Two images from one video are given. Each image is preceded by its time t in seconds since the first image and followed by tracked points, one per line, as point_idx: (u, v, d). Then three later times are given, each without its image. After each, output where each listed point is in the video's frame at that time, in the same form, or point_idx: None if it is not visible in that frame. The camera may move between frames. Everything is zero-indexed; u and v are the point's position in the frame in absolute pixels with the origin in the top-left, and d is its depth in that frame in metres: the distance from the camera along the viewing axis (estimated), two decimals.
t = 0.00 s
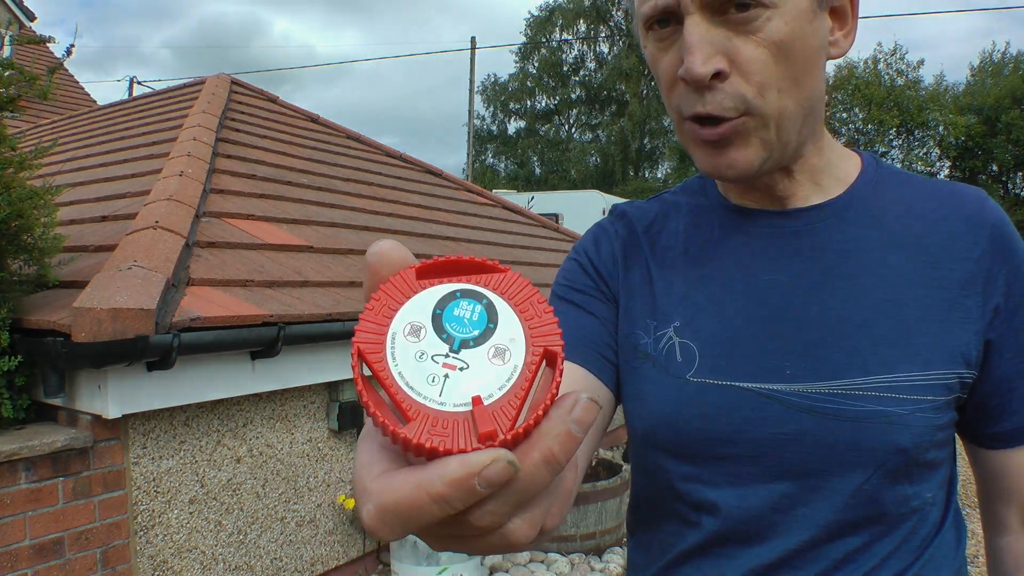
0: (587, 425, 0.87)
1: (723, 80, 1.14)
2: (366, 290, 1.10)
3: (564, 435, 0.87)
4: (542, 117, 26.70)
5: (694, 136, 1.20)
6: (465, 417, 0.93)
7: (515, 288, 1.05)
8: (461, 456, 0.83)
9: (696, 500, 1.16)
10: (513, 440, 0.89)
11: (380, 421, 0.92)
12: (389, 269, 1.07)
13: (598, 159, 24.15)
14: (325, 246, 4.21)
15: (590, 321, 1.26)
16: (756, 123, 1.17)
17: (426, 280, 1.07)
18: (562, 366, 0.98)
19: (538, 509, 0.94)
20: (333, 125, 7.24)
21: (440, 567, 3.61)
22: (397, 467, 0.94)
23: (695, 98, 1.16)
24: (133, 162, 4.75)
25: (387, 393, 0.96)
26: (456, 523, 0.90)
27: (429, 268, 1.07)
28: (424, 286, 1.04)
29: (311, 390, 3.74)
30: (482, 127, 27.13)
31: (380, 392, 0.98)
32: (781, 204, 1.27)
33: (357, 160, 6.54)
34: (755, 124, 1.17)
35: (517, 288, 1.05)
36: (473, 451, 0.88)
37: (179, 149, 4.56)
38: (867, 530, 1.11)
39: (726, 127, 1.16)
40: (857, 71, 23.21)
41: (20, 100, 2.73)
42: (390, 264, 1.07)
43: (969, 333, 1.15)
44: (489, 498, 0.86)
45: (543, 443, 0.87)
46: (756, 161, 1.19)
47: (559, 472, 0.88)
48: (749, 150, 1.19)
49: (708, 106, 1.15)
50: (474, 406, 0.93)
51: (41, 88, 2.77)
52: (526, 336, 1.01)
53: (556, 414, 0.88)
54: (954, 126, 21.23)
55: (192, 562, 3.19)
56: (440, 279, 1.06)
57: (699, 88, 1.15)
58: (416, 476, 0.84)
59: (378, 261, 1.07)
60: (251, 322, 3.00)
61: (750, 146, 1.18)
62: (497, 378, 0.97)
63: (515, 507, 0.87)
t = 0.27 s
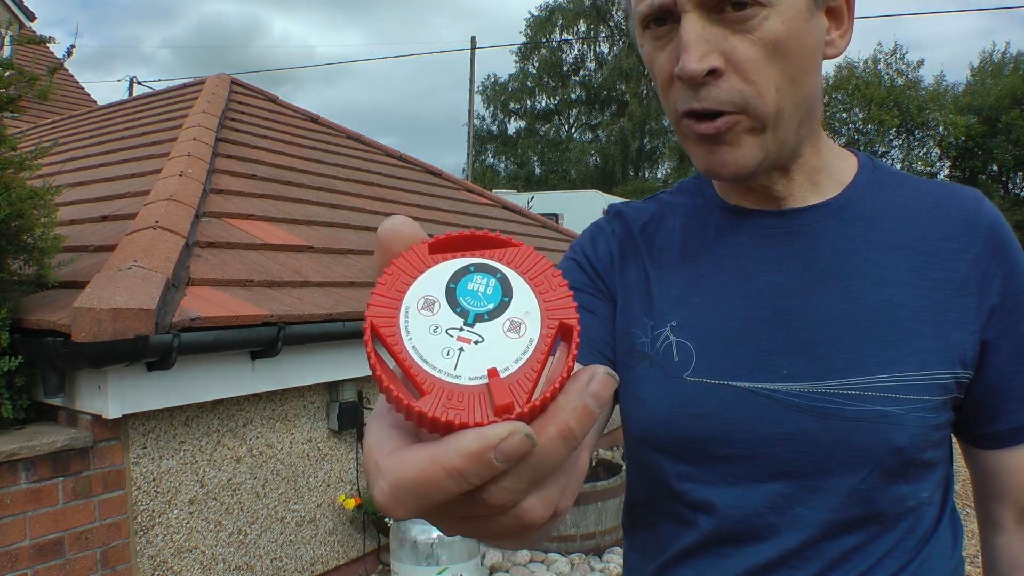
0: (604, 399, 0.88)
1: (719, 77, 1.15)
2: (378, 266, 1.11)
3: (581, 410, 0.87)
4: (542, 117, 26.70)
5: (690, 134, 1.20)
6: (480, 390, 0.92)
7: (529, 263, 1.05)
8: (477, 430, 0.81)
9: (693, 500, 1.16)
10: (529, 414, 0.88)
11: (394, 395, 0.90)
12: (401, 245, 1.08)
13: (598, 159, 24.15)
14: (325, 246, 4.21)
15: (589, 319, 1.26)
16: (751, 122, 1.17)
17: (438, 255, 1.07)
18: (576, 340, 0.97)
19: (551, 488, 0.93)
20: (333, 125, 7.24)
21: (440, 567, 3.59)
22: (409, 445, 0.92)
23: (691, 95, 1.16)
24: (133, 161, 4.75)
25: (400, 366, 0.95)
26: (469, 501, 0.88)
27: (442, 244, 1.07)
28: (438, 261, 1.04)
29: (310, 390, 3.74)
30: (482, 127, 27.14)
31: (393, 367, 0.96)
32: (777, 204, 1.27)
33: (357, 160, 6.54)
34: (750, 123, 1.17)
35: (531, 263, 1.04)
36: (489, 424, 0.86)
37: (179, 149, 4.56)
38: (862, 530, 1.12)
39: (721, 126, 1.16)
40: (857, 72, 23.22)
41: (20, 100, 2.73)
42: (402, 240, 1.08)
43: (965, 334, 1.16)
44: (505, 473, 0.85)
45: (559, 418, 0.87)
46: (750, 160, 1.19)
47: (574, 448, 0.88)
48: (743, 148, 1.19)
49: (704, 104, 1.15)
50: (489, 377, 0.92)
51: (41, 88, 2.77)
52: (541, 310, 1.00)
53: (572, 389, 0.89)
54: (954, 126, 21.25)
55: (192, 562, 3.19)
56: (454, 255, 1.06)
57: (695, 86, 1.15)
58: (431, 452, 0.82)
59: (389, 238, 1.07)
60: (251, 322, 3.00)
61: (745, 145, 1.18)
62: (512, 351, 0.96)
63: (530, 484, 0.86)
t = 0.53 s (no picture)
0: (604, 390, 0.87)
1: (720, 76, 1.14)
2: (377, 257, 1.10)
3: (581, 401, 0.86)
4: (542, 117, 26.70)
5: (690, 133, 1.20)
6: (480, 380, 0.92)
7: (528, 255, 1.05)
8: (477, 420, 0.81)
9: (691, 500, 1.16)
10: (530, 404, 0.87)
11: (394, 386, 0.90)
12: (400, 237, 1.08)
13: (598, 159, 24.16)
14: (325, 246, 4.21)
15: (588, 319, 1.26)
16: (750, 122, 1.17)
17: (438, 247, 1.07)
18: (576, 331, 0.97)
19: (552, 480, 0.92)
20: (333, 125, 7.24)
21: (440, 567, 3.59)
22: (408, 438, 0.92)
23: (691, 94, 1.16)
24: (134, 161, 4.75)
25: (400, 358, 0.95)
26: (470, 494, 0.88)
27: (443, 236, 1.06)
28: (437, 252, 1.03)
29: (311, 390, 3.75)
30: (482, 127, 27.14)
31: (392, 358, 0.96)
32: (775, 203, 1.27)
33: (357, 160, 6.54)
34: (750, 122, 1.17)
35: (531, 255, 1.05)
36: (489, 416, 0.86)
37: (179, 149, 4.56)
38: (861, 530, 1.12)
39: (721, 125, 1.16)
40: (857, 71, 23.23)
41: (20, 100, 2.73)
42: (401, 232, 1.08)
43: (964, 333, 1.16)
44: (506, 465, 0.85)
45: (559, 409, 0.86)
46: (750, 159, 1.19)
47: (575, 439, 0.87)
48: (743, 148, 1.19)
49: (704, 103, 1.15)
50: (489, 368, 0.92)
51: (42, 88, 2.77)
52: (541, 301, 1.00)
53: (572, 380, 0.88)
54: (954, 126, 21.26)
55: (192, 562, 3.19)
56: (453, 247, 1.06)
57: (695, 84, 1.15)
58: (430, 444, 0.82)
59: (389, 230, 1.07)
60: (251, 322, 3.00)
61: (744, 144, 1.18)
62: (512, 341, 0.96)
63: (531, 476, 0.86)
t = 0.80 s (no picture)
0: (608, 385, 0.85)
1: (718, 77, 1.15)
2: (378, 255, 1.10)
3: (584, 396, 0.85)
4: (542, 117, 26.70)
5: (688, 133, 1.20)
6: (485, 375, 0.92)
7: (529, 251, 1.05)
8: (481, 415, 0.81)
9: (690, 500, 1.16)
10: (534, 398, 0.87)
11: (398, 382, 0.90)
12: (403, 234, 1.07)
13: (598, 159, 24.16)
14: (325, 246, 4.21)
15: (588, 320, 1.26)
16: (749, 122, 1.17)
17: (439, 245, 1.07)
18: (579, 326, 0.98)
19: (557, 475, 0.92)
20: (333, 125, 7.24)
21: (440, 567, 3.59)
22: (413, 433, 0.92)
23: (690, 95, 1.16)
24: (134, 161, 4.75)
25: (403, 354, 0.95)
26: (475, 489, 0.88)
27: (444, 233, 1.06)
28: (439, 250, 1.04)
29: (310, 390, 3.75)
30: (482, 127, 27.14)
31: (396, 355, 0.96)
32: (774, 205, 1.27)
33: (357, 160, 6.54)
34: (749, 123, 1.17)
35: (533, 251, 1.05)
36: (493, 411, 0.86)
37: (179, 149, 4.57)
38: (859, 530, 1.12)
39: (720, 125, 1.16)
40: (857, 71, 23.24)
41: (20, 100, 2.73)
42: (404, 230, 1.08)
43: (963, 333, 1.16)
44: (510, 460, 0.85)
45: (563, 404, 0.85)
46: (749, 160, 1.19)
47: (579, 435, 0.86)
48: (742, 148, 1.19)
49: (703, 103, 1.15)
50: (494, 363, 0.93)
51: (42, 88, 2.77)
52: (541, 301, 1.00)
53: (576, 374, 0.86)
54: (954, 126, 21.26)
55: (192, 562, 3.19)
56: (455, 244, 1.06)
57: (694, 85, 1.15)
58: (434, 439, 0.82)
59: (392, 228, 1.07)
60: (251, 322, 3.00)
61: (743, 145, 1.18)
62: (516, 337, 0.96)
63: (535, 471, 0.85)
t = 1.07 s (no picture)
0: (615, 369, 0.86)
1: (718, 76, 1.15)
2: (384, 244, 1.10)
3: (592, 379, 0.85)
4: (542, 117, 26.70)
5: (688, 133, 1.20)
6: (491, 358, 0.92)
7: (535, 237, 1.05)
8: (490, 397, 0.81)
9: (689, 500, 1.16)
10: (541, 381, 0.88)
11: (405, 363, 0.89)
12: (409, 221, 1.08)
13: (598, 159, 24.16)
14: (325, 245, 4.21)
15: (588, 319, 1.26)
16: (749, 122, 1.17)
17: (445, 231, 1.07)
18: (586, 309, 0.97)
19: (563, 462, 0.92)
20: (333, 125, 7.24)
21: (440, 567, 3.59)
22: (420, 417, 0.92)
23: (691, 95, 1.16)
24: (133, 162, 4.75)
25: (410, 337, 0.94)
26: (482, 474, 0.88)
27: (451, 219, 1.07)
28: (445, 236, 1.04)
29: (310, 390, 3.75)
30: (482, 127, 27.14)
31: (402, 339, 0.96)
32: (773, 204, 1.27)
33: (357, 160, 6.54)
34: (748, 122, 1.17)
35: (539, 237, 1.05)
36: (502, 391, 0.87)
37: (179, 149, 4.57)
38: (858, 530, 1.12)
39: (720, 125, 1.16)
40: (857, 71, 23.23)
41: (20, 100, 2.73)
42: (410, 217, 1.08)
43: (962, 333, 1.16)
44: (517, 444, 0.85)
45: (571, 387, 0.85)
46: (749, 159, 1.19)
47: (586, 419, 0.86)
48: (741, 148, 1.19)
49: (703, 103, 1.15)
50: (500, 345, 0.92)
51: (42, 88, 2.77)
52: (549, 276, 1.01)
53: (583, 358, 0.87)
54: (954, 126, 21.25)
55: (192, 562, 3.19)
56: (461, 229, 1.06)
57: (694, 85, 1.15)
58: (442, 421, 0.82)
59: (398, 214, 1.08)
60: (251, 322, 3.01)
61: (743, 144, 1.18)
62: (523, 319, 0.96)
63: (542, 455, 0.86)
